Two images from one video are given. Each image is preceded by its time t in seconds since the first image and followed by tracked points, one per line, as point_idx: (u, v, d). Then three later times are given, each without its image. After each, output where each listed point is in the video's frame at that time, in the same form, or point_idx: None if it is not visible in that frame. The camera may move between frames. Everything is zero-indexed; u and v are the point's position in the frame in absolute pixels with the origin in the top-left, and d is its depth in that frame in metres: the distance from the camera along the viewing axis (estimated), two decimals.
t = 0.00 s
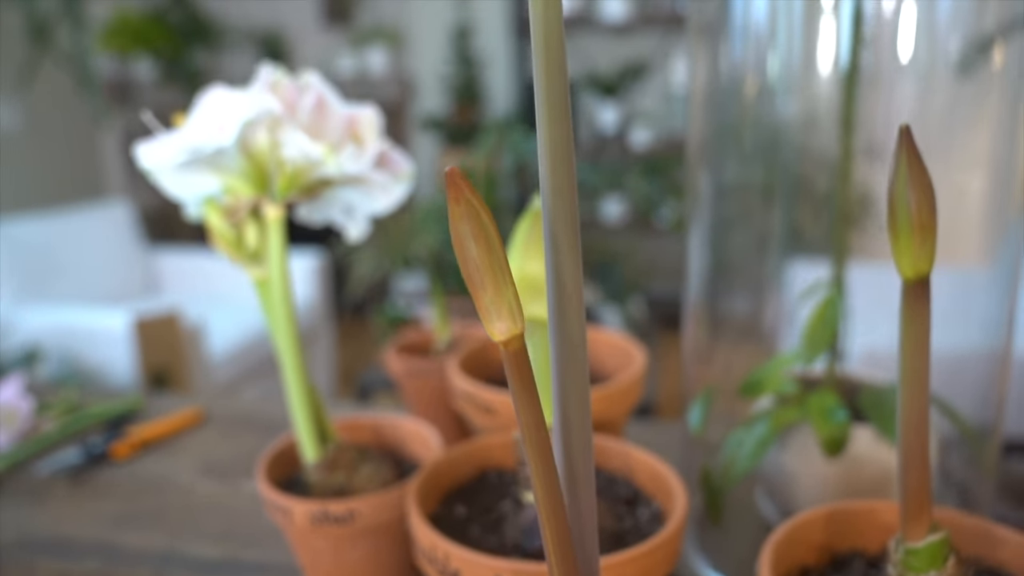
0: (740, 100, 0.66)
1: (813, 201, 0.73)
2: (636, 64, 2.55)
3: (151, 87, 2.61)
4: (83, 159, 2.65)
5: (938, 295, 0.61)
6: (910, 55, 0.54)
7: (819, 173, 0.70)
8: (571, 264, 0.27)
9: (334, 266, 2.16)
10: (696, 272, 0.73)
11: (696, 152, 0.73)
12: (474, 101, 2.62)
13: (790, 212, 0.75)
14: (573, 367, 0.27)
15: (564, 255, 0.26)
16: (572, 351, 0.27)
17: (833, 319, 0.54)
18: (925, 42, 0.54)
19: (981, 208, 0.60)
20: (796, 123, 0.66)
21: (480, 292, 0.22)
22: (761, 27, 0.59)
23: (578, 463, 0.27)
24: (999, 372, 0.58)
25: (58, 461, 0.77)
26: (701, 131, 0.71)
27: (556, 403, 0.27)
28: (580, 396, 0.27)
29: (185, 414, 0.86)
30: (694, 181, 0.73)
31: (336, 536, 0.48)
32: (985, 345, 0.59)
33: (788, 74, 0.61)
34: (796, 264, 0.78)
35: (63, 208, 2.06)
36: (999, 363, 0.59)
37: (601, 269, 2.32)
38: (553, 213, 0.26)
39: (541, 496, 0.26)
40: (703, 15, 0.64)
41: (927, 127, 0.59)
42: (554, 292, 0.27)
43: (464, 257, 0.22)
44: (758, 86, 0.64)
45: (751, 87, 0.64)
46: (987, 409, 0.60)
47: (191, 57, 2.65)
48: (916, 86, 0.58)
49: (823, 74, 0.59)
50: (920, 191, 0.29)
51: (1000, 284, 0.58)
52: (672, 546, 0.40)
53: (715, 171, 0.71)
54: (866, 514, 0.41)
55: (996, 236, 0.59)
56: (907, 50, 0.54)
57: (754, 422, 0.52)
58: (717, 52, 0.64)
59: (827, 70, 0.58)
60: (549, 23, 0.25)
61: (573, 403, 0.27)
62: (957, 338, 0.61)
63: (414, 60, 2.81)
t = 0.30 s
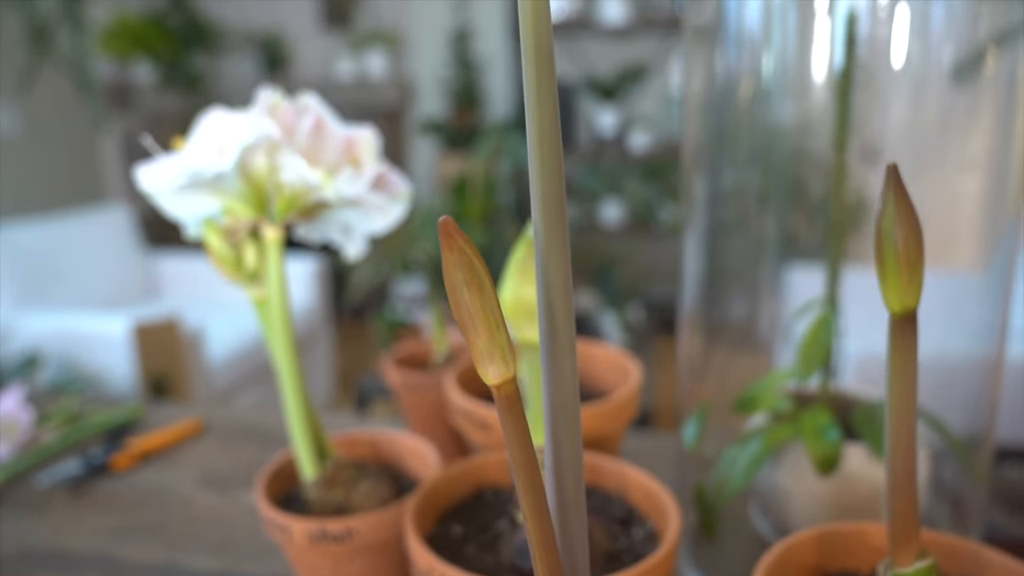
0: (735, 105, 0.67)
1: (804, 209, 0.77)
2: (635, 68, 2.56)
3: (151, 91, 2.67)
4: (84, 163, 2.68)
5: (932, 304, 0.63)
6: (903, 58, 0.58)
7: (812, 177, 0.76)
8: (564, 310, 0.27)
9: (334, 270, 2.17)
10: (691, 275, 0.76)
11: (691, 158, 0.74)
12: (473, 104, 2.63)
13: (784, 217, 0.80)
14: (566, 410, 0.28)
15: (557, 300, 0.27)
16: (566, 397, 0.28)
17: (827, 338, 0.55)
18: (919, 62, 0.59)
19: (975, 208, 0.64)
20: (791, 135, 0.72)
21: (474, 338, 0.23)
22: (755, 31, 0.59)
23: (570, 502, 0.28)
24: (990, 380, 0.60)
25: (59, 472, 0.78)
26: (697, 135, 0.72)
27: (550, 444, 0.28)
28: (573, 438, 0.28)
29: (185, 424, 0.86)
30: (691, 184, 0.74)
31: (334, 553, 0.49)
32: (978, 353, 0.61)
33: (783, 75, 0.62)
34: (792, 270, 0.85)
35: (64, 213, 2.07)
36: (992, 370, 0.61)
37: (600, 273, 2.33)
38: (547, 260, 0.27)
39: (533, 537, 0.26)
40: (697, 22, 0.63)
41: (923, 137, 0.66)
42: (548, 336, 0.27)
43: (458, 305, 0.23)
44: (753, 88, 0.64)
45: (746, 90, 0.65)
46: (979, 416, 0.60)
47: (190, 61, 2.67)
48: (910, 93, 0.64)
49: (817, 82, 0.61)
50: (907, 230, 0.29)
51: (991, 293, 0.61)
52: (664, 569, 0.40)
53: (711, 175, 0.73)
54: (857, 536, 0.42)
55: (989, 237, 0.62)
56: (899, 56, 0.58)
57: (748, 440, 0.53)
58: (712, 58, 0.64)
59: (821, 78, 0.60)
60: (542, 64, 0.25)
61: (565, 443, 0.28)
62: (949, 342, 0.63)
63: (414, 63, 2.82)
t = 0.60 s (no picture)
0: (734, 108, 0.72)
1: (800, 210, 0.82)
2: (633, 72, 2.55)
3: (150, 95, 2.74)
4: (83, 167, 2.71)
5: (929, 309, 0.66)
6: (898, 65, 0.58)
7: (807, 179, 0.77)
8: (559, 348, 0.28)
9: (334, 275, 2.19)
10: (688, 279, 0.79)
11: (690, 161, 0.81)
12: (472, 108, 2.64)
13: (781, 221, 0.86)
14: (561, 447, 0.29)
15: (552, 340, 0.28)
16: (561, 435, 0.28)
17: (822, 354, 0.56)
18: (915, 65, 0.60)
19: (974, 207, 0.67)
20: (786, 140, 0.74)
21: (472, 380, 0.24)
22: (750, 36, 0.61)
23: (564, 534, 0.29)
24: (985, 385, 0.61)
25: (60, 483, 0.79)
26: (695, 135, 0.77)
27: (545, 478, 0.29)
28: (567, 473, 0.29)
29: (186, 434, 0.87)
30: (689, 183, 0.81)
31: (334, 570, 0.50)
32: (970, 360, 0.62)
33: (780, 75, 0.63)
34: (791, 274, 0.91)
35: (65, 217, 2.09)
36: (984, 376, 0.61)
37: (599, 278, 2.34)
38: (543, 300, 0.28)
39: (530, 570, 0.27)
40: (693, 28, 0.68)
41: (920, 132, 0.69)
42: (544, 374, 0.28)
43: (456, 349, 0.23)
44: (751, 94, 0.69)
45: (743, 96, 0.70)
46: (970, 422, 0.61)
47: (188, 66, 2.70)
48: (902, 94, 0.65)
49: (813, 85, 0.61)
50: (896, 261, 0.30)
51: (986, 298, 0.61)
52: None
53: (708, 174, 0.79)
54: (849, 556, 0.43)
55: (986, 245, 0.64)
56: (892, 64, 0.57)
57: (744, 455, 0.53)
58: (711, 64, 0.70)
59: (818, 82, 0.60)
60: (537, 105, 0.26)
61: (560, 478, 0.29)
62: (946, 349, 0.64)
63: (413, 67, 2.84)
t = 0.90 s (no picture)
0: (729, 114, 0.74)
1: (792, 211, 0.81)
2: (632, 75, 2.56)
3: (151, 100, 2.77)
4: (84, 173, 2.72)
5: (922, 313, 0.66)
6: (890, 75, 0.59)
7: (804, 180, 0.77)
8: (552, 383, 0.29)
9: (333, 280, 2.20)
10: (684, 282, 0.81)
11: (685, 167, 0.83)
12: (471, 111, 2.65)
13: (774, 226, 0.81)
14: (557, 479, 0.29)
15: (547, 376, 0.29)
16: (556, 468, 0.29)
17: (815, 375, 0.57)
18: (908, 74, 0.60)
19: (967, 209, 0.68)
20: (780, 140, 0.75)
21: (468, 419, 0.25)
22: (744, 43, 0.63)
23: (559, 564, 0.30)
24: (976, 391, 0.61)
25: (62, 495, 0.79)
26: (692, 141, 0.80)
27: (540, 510, 0.30)
28: (562, 505, 0.30)
29: (186, 445, 0.88)
30: (686, 190, 0.83)
31: None
32: (962, 365, 0.62)
33: (773, 81, 0.66)
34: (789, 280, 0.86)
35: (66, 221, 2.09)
36: (975, 383, 0.61)
37: (598, 282, 2.35)
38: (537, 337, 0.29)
39: None
40: (691, 31, 0.71)
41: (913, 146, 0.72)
42: (539, 410, 0.29)
43: (452, 390, 0.24)
44: (746, 100, 0.70)
45: (739, 101, 0.71)
46: (962, 430, 0.62)
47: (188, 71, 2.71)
48: (896, 105, 0.66)
49: (806, 91, 0.65)
50: (883, 296, 0.31)
51: (977, 301, 0.62)
52: None
53: (705, 182, 0.80)
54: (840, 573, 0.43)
55: (978, 249, 0.64)
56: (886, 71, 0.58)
57: (738, 470, 0.54)
58: (705, 70, 0.72)
59: (811, 88, 0.65)
60: (530, 144, 0.27)
61: (556, 509, 0.30)
62: (940, 355, 0.63)
63: (413, 71, 2.85)
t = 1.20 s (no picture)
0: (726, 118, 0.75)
1: (788, 211, 0.81)
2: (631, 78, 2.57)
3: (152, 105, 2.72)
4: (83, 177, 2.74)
5: (919, 319, 0.68)
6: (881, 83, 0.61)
7: (798, 184, 0.78)
8: (548, 415, 0.30)
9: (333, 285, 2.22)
10: (680, 287, 0.82)
11: (682, 171, 0.86)
12: (470, 115, 2.66)
13: (769, 231, 0.83)
14: (552, 508, 0.31)
15: (541, 409, 0.30)
16: (552, 497, 0.30)
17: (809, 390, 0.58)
18: (900, 76, 0.62)
19: (961, 214, 0.65)
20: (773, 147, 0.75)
21: (466, 456, 0.26)
22: (735, 50, 0.65)
23: None
24: (967, 397, 0.61)
25: (66, 505, 0.80)
26: (690, 145, 0.82)
27: (536, 537, 0.31)
28: (557, 533, 0.31)
29: (188, 454, 0.89)
30: (683, 195, 0.86)
31: None
32: (956, 371, 0.62)
33: (767, 86, 0.64)
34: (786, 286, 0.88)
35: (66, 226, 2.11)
36: (968, 389, 0.61)
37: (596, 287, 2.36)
38: (533, 371, 0.30)
39: None
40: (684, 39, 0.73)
41: (908, 146, 0.72)
42: (535, 442, 0.30)
43: (451, 429, 0.25)
44: (741, 107, 0.71)
45: (735, 107, 0.72)
46: (954, 440, 0.62)
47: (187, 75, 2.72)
48: (888, 105, 0.69)
49: (800, 100, 0.62)
50: (869, 327, 0.31)
51: (968, 309, 0.61)
52: None
53: (700, 187, 0.84)
54: None
55: (969, 256, 0.64)
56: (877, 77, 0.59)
57: (733, 486, 0.55)
58: (701, 76, 0.75)
59: (805, 97, 0.62)
60: (527, 186, 0.28)
61: (551, 537, 0.31)
62: (934, 363, 0.65)
63: (412, 75, 2.86)
